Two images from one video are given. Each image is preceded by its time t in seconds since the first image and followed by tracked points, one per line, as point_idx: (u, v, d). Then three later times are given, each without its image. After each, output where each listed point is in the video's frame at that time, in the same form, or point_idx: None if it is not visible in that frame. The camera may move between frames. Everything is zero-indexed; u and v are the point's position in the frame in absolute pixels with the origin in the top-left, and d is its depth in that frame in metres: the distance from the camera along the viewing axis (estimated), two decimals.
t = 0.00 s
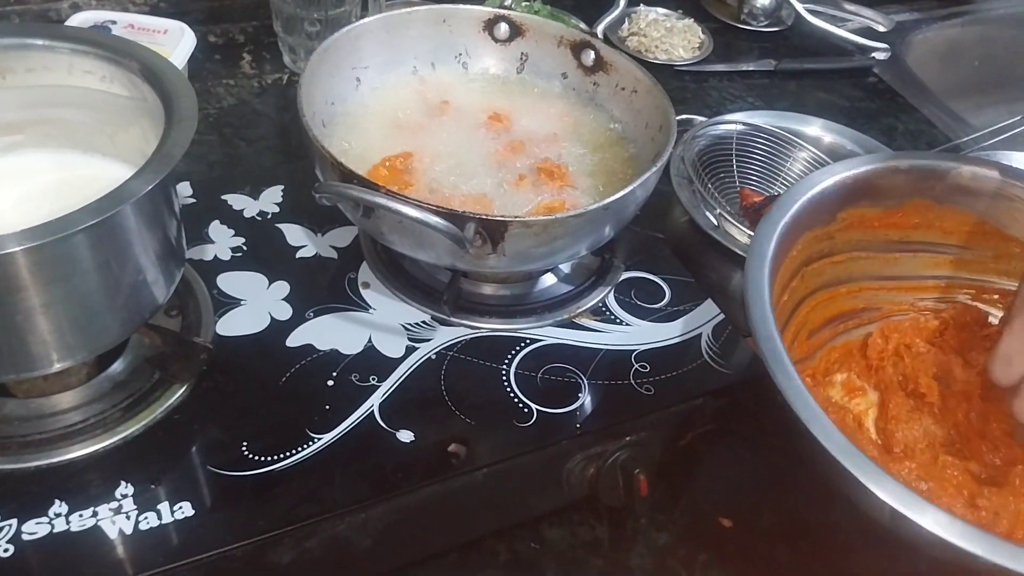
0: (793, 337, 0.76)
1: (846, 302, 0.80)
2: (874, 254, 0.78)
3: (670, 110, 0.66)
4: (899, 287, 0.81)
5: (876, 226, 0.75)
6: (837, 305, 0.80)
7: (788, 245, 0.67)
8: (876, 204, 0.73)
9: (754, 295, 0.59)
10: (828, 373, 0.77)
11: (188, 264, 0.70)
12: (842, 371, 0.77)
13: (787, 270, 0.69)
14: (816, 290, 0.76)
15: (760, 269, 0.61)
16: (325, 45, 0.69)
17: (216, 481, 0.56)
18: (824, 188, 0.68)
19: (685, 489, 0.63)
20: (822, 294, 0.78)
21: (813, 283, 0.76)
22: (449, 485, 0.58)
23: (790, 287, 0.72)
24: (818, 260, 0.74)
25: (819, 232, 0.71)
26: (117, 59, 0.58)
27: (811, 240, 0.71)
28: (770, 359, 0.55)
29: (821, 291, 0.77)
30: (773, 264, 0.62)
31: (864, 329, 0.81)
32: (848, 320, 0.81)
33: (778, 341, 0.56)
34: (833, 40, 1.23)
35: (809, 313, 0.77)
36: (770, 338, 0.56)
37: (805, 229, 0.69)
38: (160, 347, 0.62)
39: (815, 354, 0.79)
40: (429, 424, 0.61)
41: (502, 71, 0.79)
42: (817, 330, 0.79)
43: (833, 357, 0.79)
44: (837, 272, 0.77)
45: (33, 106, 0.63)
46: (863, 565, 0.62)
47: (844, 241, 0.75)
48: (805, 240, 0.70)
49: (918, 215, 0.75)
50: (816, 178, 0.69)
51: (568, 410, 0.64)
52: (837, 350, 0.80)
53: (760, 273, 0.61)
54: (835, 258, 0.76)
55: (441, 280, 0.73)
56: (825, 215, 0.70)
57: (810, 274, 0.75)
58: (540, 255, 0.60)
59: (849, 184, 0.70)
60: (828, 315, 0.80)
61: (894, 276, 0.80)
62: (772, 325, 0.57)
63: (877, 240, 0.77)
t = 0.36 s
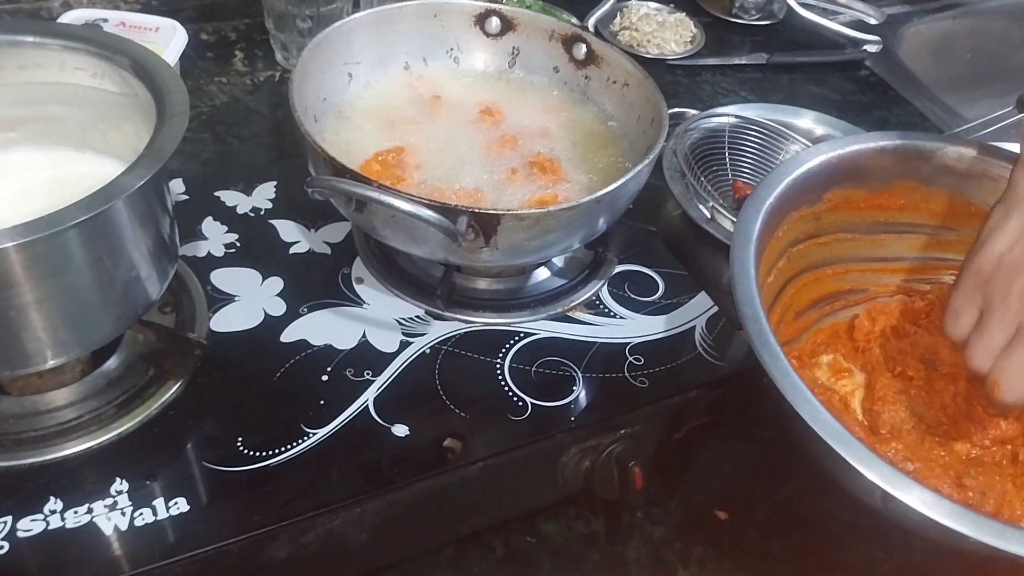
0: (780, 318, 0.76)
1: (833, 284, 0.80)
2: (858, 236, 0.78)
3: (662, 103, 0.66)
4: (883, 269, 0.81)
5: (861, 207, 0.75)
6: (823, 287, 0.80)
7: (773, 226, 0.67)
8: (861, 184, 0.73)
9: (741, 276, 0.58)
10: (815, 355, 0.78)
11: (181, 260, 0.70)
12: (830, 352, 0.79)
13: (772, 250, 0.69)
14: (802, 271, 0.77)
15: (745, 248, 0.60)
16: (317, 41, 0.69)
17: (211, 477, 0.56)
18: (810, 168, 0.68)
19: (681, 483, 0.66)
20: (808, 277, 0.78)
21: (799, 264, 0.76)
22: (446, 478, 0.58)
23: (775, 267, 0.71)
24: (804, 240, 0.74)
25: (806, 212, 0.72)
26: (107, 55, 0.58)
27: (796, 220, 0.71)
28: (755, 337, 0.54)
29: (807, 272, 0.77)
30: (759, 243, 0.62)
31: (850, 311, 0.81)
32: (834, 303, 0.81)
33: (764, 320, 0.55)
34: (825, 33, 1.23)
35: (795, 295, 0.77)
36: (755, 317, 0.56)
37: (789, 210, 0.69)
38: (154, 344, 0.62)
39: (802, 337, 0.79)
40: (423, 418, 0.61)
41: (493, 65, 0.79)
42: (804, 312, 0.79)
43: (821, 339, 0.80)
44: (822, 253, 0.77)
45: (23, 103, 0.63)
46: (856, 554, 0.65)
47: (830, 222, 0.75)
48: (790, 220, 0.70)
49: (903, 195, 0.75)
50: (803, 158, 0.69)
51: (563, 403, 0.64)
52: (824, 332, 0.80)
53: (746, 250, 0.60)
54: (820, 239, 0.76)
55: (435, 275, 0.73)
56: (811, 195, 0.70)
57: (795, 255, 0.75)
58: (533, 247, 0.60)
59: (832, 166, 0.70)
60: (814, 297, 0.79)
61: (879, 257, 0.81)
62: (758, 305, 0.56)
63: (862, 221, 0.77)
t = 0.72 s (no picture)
0: (777, 338, 0.74)
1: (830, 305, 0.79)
2: (857, 256, 0.77)
3: (665, 103, 0.65)
4: (879, 290, 0.80)
5: (858, 227, 0.74)
6: (820, 308, 0.78)
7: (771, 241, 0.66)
8: (857, 205, 0.72)
9: (737, 291, 0.58)
10: (814, 376, 0.76)
11: (177, 265, 0.69)
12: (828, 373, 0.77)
13: (769, 269, 0.68)
14: (798, 292, 0.75)
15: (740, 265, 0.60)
16: (314, 41, 0.68)
17: (209, 486, 0.55)
18: (806, 187, 0.67)
19: (684, 487, 0.65)
20: (804, 297, 0.76)
21: (796, 284, 0.74)
22: (447, 484, 0.58)
23: (774, 286, 0.70)
24: (800, 261, 0.73)
25: (804, 232, 0.71)
26: (101, 57, 0.57)
27: (793, 240, 0.70)
28: (753, 350, 0.55)
29: (804, 294, 0.76)
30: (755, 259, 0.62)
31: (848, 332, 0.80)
32: (830, 324, 0.80)
33: (761, 333, 0.55)
34: (826, 30, 1.22)
35: (792, 315, 0.76)
36: (753, 331, 0.56)
37: (786, 230, 0.68)
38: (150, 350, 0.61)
39: (799, 358, 0.78)
40: (424, 423, 0.61)
41: (493, 65, 0.78)
42: (802, 333, 0.78)
43: (818, 360, 0.78)
44: (817, 272, 0.76)
45: (17, 106, 0.62)
46: (862, 558, 0.64)
47: (826, 242, 0.74)
48: (789, 238, 0.69)
49: (901, 216, 0.74)
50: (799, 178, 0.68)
51: (566, 407, 0.63)
52: (821, 354, 0.79)
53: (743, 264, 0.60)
54: (816, 258, 0.74)
55: (436, 278, 0.72)
56: (807, 214, 0.69)
57: (792, 275, 0.74)
58: (535, 250, 0.59)
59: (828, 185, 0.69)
60: (811, 318, 0.78)
61: (874, 279, 0.79)
62: (755, 319, 0.56)
63: (858, 240, 0.76)
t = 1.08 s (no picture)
0: (766, 342, 0.73)
1: (818, 306, 0.79)
2: (843, 256, 0.79)
3: (658, 104, 0.64)
4: (866, 289, 0.82)
5: (846, 226, 0.76)
6: (808, 311, 0.79)
7: (761, 247, 0.66)
8: (846, 204, 0.74)
9: (726, 302, 0.58)
10: (803, 379, 0.74)
11: (165, 269, 0.68)
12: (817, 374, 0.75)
13: (757, 273, 0.67)
14: (790, 292, 0.75)
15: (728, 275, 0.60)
16: (302, 41, 0.67)
17: (197, 495, 0.54)
18: (794, 187, 0.68)
19: (679, 490, 0.65)
20: (795, 298, 0.76)
21: (786, 286, 0.75)
22: (439, 492, 0.57)
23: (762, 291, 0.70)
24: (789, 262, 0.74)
25: (793, 233, 0.71)
26: (85, 59, 0.56)
27: (783, 241, 0.70)
28: (743, 364, 0.54)
29: (793, 295, 0.76)
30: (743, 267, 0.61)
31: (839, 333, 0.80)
32: (818, 327, 0.80)
33: (751, 347, 0.55)
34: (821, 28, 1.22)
35: (781, 318, 0.75)
36: (742, 344, 0.55)
37: (777, 231, 0.69)
38: (137, 356, 0.60)
39: (788, 362, 0.76)
40: (415, 430, 0.60)
41: (484, 65, 0.77)
42: (790, 335, 0.77)
43: (808, 363, 0.77)
44: (808, 273, 0.77)
45: None
46: (859, 559, 0.64)
47: (815, 241, 0.75)
48: (778, 238, 0.70)
49: (887, 215, 0.77)
50: (795, 175, 0.69)
51: (558, 413, 0.63)
52: (811, 357, 0.78)
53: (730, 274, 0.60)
54: (807, 258, 0.75)
55: (427, 282, 0.71)
56: (797, 214, 0.70)
57: (783, 276, 0.74)
58: (528, 253, 0.59)
59: (823, 183, 0.70)
60: (800, 320, 0.78)
61: (861, 278, 0.81)
62: (744, 331, 0.56)
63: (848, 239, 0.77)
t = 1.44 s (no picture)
0: (770, 345, 0.74)
1: (823, 308, 0.79)
2: (848, 258, 0.78)
3: (651, 103, 0.63)
4: (871, 291, 0.81)
5: (851, 228, 0.75)
6: (814, 312, 0.79)
7: (761, 251, 0.64)
8: (851, 206, 0.72)
9: (727, 307, 0.57)
10: (808, 383, 0.75)
11: (153, 272, 0.67)
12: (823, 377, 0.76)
13: (761, 277, 0.67)
14: (795, 295, 0.75)
15: (732, 280, 0.58)
16: (292, 41, 0.66)
17: (184, 502, 0.54)
18: (796, 191, 0.66)
19: (674, 494, 0.65)
20: (799, 301, 0.76)
21: (790, 288, 0.74)
22: (432, 497, 0.56)
23: (765, 294, 0.69)
24: (793, 266, 0.73)
25: (796, 237, 0.70)
26: (68, 60, 0.55)
27: (786, 246, 0.69)
28: (747, 372, 0.53)
29: (798, 297, 0.76)
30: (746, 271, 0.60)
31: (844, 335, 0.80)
32: (824, 328, 0.80)
33: (754, 354, 0.54)
34: (817, 24, 1.21)
35: (786, 321, 0.76)
36: (746, 351, 0.54)
37: (778, 235, 0.67)
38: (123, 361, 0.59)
39: (794, 364, 0.77)
40: (405, 435, 0.59)
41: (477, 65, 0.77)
42: (796, 338, 0.78)
43: (813, 365, 0.77)
44: (812, 276, 0.76)
45: None
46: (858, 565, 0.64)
47: (820, 244, 0.74)
48: (780, 244, 0.68)
49: (892, 217, 0.75)
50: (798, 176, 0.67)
51: (551, 416, 0.61)
52: (817, 359, 0.78)
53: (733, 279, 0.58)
54: (811, 262, 0.75)
55: (420, 284, 0.70)
56: (801, 219, 0.69)
57: (786, 280, 0.74)
58: (521, 255, 0.58)
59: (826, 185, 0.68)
60: (805, 323, 0.78)
61: (868, 280, 0.81)
62: (747, 337, 0.55)
63: (852, 241, 0.76)
